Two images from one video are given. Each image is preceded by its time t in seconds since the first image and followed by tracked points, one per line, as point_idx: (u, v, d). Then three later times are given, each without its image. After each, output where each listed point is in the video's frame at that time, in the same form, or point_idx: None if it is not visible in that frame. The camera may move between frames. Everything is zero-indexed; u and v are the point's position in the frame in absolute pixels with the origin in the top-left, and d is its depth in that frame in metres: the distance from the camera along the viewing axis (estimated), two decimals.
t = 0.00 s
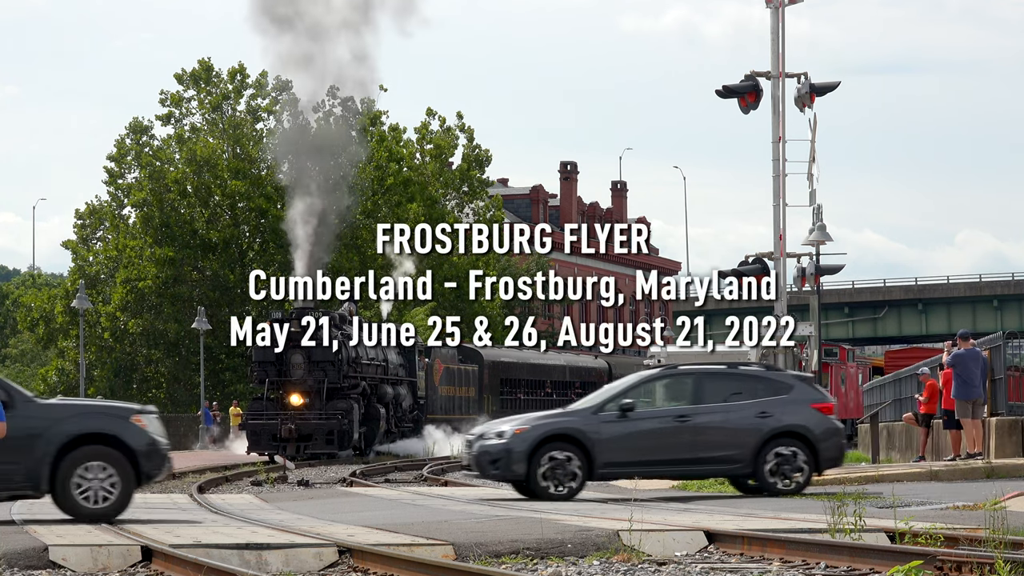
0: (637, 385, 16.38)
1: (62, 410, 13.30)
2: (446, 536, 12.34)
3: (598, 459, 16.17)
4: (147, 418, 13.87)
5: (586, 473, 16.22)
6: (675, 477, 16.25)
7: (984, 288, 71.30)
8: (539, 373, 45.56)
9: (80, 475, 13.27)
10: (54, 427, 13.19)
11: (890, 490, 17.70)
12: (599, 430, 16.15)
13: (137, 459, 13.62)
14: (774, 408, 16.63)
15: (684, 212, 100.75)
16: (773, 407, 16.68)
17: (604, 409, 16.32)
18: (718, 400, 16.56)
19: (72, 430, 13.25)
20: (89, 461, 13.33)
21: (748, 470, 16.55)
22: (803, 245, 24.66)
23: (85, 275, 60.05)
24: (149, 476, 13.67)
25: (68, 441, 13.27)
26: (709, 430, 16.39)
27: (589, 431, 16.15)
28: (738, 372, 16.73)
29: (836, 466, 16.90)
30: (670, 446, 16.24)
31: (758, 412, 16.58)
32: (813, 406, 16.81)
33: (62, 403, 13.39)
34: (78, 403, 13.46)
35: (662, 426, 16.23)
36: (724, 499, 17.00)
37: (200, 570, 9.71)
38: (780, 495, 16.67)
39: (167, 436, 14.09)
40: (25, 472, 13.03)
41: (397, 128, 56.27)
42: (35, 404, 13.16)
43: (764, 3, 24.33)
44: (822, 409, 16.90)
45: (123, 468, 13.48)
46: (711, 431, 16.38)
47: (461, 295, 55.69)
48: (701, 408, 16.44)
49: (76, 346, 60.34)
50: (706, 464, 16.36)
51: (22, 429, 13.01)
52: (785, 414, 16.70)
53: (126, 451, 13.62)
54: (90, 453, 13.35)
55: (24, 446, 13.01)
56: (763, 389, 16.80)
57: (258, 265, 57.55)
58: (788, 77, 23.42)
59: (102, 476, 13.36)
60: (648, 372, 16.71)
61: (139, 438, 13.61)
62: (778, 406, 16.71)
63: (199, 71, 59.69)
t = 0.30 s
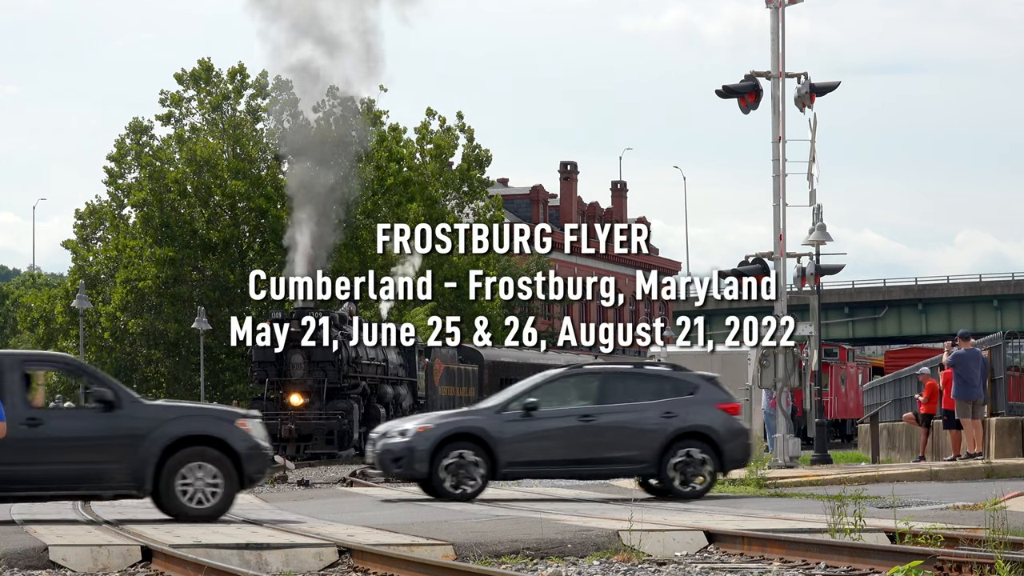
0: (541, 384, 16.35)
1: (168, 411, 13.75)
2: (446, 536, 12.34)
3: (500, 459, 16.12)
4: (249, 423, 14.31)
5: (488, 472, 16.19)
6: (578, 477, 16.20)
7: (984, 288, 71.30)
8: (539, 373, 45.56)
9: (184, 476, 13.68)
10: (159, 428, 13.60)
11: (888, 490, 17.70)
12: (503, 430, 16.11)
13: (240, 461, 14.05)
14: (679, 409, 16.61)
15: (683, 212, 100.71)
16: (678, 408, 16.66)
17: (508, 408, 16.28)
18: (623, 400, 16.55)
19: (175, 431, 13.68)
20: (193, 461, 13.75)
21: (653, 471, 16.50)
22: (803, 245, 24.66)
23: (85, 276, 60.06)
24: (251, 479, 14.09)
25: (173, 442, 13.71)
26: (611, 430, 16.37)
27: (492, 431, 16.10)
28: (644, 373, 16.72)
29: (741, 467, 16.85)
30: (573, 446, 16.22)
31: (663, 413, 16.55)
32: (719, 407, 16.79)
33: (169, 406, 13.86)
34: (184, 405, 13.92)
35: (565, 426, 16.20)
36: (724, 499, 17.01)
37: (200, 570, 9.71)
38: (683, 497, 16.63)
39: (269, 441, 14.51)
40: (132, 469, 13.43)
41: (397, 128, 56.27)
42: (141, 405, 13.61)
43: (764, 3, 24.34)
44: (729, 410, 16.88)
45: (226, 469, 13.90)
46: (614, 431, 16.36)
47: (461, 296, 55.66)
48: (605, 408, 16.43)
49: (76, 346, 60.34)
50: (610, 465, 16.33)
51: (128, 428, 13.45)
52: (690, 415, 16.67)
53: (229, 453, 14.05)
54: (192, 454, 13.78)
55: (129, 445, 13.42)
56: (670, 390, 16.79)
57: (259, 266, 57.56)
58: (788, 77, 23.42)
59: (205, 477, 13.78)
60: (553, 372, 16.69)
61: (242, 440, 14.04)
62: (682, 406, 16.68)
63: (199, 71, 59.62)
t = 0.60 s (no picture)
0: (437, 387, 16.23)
1: (270, 410, 13.58)
2: (446, 536, 12.33)
3: (393, 460, 15.90)
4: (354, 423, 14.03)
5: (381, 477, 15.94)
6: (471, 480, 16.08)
7: (984, 288, 71.32)
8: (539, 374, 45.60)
9: (284, 476, 13.48)
10: (261, 427, 13.45)
11: (887, 491, 17.70)
12: (398, 433, 15.93)
13: (342, 461, 13.77)
14: (574, 412, 16.45)
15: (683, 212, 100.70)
16: (574, 412, 16.49)
17: (402, 410, 16.13)
18: (517, 403, 16.43)
19: (278, 430, 13.50)
20: (294, 461, 13.53)
21: (547, 474, 16.35)
22: (803, 245, 24.67)
23: (85, 275, 60.10)
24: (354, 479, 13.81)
25: (275, 441, 13.53)
26: (505, 433, 16.29)
27: (387, 434, 15.91)
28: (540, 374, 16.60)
29: (637, 470, 16.72)
30: (468, 449, 16.10)
31: (558, 416, 16.40)
32: (616, 410, 16.62)
33: (272, 404, 13.68)
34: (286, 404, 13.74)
35: (459, 429, 16.10)
36: (723, 499, 17.02)
37: (200, 570, 9.71)
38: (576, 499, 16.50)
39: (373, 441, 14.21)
40: (233, 468, 13.30)
41: (397, 128, 56.30)
42: (242, 403, 13.46)
43: (765, 3, 24.34)
44: (626, 413, 16.70)
45: (327, 470, 13.64)
46: (509, 435, 16.24)
47: (462, 295, 55.66)
48: (501, 411, 16.33)
49: (76, 346, 60.36)
50: (504, 468, 16.20)
51: (229, 426, 13.33)
52: (586, 419, 16.50)
53: (332, 453, 13.79)
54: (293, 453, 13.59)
55: (230, 444, 13.31)
56: (566, 393, 16.63)
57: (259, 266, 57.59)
58: (788, 78, 23.43)
59: (306, 477, 13.54)
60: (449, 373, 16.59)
61: (343, 439, 13.76)
62: (578, 409, 16.52)
63: (199, 71, 59.57)
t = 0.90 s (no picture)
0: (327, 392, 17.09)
1: (369, 410, 14.27)
2: (447, 537, 12.33)
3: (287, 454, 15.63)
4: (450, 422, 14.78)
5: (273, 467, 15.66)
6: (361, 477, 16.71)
7: (984, 288, 71.31)
8: (539, 373, 45.62)
9: (384, 475, 14.20)
10: (362, 427, 14.15)
11: (887, 491, 17.68)
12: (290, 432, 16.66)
13: (439, 459, 14.53)
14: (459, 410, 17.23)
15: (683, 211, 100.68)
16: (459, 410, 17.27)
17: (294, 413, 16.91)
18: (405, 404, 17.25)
19: (378, 430, 14.21)
20: (392, 460, 14.25)
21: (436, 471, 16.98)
22: (803, 245, 24.65)
23: (85, 276, 60.13)
24: (449, 477, 14.55)
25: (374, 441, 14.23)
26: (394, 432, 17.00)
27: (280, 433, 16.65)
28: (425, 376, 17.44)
29: (522, 467, 17.45)
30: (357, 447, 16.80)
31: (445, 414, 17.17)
32: (499, 407, 17.41)
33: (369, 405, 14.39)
34: (383, 404, 14.46)
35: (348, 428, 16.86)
36: (722, 499, 17.02)
37: (200, 570, 9.71)
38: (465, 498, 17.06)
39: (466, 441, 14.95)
40: (336, 467, 13.98)
41: (397, 128, 56.34)
42: (343, 404, 14.17)
43: (764, 3, 24.34)
44: (510, 411, 17.47)
45: (425, 468, 14.38)
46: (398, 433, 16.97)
47: (462, 295, 55.70)
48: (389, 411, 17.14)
49: (76, 346, 60.36)
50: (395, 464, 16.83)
51: (332, 424, 14.03)
52: (471, 416, 17.25)
53: (430, 451, 14.55)
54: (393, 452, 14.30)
55: (332, 443, 13.99)
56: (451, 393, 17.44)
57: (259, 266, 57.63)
58: (788, 78, 23.43)
59: (405, 476, 14.27)
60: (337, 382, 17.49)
61: (440, 438, 14.51)
62: (463, 407, 17.29)
63: (199, 71, 59.55)
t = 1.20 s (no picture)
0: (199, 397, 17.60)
1: (464, 403, 14.62)
2: (447, 536, 12.33)
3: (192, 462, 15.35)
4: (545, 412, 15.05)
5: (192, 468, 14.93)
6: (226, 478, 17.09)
7: (984, 288, 71.33)
8: (538, 373, 45.66)
9: (481, 466, 14.55)
10: (458, 419, 14.52)
11: (887, 491, 17.69)
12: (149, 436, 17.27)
13: (536, 450, 14.82)
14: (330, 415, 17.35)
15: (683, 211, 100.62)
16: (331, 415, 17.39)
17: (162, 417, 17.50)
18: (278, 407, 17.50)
19: (474, 422, 14.56)
20: (489, 452, 14.57)
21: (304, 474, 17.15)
22: (802, 245, 24.66)
23: (85, 276, 60.15)
24: (547, 467, 14.83)
25: (470, 433, 14.58)
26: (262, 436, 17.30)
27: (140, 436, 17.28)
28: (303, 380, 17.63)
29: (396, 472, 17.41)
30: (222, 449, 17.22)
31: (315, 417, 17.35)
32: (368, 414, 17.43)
33: (466, 397, 14.73)
34: (480, 396, 14.79)
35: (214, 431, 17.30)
36: (721, 499, 17.03)
37: (200, 570, 9.71)
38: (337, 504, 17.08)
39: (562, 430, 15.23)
40: (433, 459, 14.40)
41: (397, 128, 56.43)
42: (438, 397, 14.52)
43: (764, 2, 24.33)
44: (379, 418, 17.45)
45: (523, 459, 14.66)
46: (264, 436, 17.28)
47: (461, 295, 55.88)
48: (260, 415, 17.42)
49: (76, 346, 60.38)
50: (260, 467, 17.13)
51: (428, 418, 14.42)
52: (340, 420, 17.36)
53: (527, 442, 14.84)
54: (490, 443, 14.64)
55: (429, 435, 14.39)
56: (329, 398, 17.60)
57: (258, 265, 57.72)
58: (788, 77, 23.43)
59: (501, 466, 14.59)
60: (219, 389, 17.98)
61: (535, 428, 14.78)
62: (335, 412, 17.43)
63: (199, 71, 59.56)
